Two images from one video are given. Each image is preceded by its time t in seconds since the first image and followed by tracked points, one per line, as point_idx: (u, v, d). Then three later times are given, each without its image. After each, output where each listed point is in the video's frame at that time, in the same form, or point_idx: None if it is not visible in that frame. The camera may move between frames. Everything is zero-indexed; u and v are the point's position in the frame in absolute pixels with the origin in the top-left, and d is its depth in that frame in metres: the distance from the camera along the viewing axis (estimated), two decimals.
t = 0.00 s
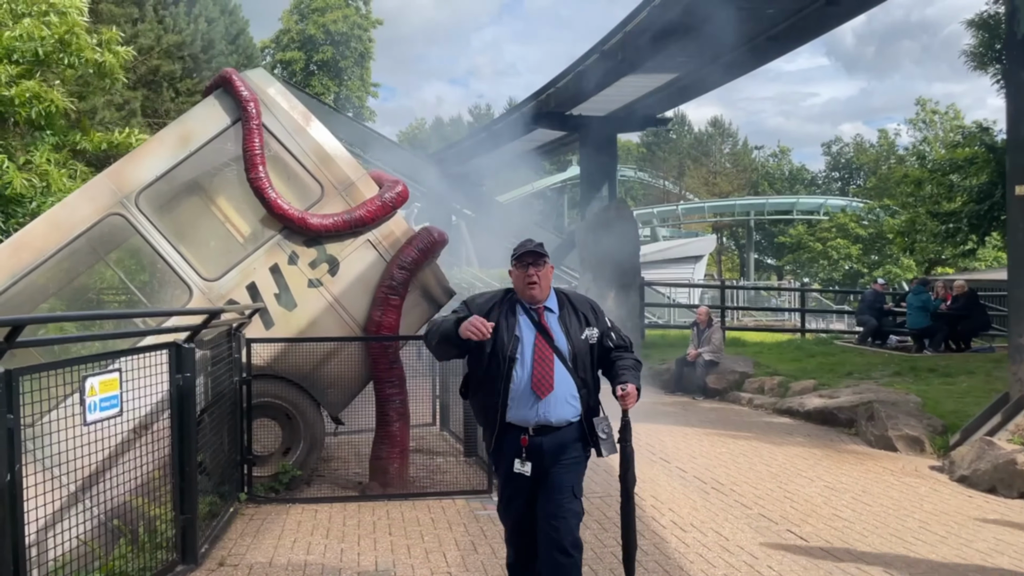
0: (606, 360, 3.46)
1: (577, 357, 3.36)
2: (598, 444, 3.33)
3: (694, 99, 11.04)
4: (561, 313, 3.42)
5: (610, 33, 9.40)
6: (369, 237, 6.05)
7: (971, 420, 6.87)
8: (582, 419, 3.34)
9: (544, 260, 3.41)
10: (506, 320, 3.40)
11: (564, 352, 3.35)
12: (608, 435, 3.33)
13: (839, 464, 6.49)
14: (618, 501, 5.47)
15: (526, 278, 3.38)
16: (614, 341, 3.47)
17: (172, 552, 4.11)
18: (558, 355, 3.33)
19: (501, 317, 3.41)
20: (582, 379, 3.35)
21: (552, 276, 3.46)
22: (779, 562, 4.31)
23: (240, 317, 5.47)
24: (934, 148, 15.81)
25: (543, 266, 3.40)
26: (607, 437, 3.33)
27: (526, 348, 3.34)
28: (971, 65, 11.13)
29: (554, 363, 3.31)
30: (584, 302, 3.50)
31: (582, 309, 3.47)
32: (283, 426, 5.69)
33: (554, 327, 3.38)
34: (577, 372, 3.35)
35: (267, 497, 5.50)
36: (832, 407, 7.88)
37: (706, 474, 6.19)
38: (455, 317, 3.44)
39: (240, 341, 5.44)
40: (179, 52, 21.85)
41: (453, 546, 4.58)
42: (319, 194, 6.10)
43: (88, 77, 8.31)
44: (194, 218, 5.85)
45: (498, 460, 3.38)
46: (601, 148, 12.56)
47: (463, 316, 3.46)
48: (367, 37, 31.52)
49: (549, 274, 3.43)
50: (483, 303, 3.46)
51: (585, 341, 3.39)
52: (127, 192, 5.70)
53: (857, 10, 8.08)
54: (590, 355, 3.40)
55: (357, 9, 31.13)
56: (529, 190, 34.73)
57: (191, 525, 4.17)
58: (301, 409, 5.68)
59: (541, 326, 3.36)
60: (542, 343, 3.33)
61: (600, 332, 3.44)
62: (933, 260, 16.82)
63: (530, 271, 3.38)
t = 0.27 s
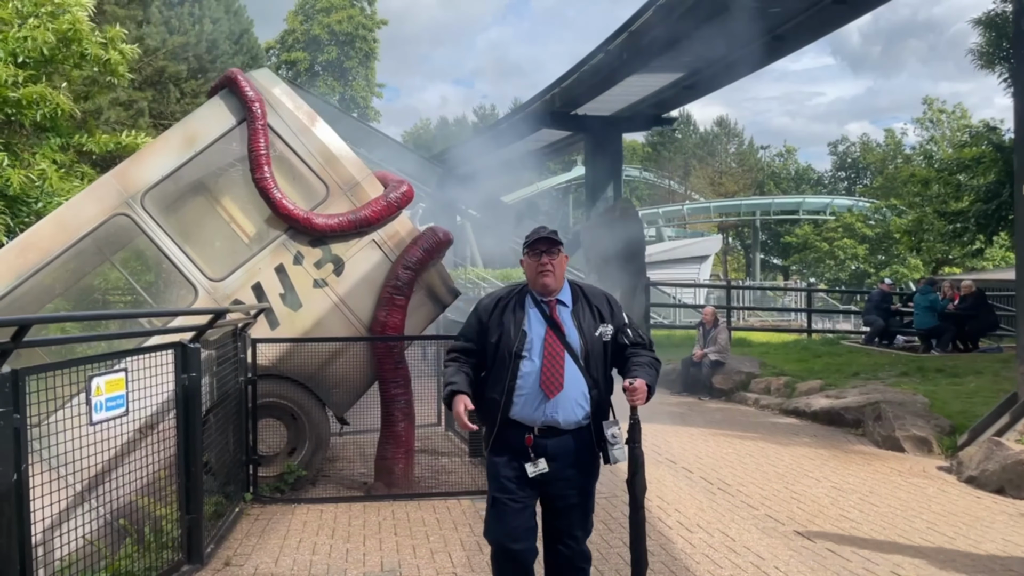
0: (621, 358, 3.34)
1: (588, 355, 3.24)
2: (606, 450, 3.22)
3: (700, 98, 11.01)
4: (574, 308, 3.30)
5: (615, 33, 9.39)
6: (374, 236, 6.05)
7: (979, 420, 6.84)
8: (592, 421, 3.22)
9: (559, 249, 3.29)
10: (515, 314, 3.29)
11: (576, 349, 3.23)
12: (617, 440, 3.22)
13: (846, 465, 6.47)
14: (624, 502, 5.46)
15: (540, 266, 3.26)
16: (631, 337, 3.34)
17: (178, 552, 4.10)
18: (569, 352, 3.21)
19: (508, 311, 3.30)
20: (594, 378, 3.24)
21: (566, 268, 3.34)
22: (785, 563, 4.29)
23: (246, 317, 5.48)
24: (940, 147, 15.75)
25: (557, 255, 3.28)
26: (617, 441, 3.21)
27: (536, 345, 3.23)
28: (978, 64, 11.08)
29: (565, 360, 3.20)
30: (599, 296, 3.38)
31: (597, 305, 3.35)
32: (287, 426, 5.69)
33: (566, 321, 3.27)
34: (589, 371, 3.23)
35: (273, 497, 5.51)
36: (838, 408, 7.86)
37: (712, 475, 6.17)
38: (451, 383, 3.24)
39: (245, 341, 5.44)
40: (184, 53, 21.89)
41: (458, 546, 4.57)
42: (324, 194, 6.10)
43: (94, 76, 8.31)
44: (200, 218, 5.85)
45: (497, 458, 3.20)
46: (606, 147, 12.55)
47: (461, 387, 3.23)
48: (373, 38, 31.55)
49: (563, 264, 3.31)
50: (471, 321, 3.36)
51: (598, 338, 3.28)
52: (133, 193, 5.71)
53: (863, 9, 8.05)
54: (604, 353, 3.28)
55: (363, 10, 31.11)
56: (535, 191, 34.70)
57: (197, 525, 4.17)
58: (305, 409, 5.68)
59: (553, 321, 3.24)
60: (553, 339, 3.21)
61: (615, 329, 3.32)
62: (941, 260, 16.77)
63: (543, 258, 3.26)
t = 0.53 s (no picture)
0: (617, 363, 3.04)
1: (580, 368, 2.93)
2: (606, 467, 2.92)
3: (707, 98, 11.00)
4: (558, 319, 2.98)
5: (622, 34, 9.40)
6: (382, 237, 6.05)
7: (989, 421, 6.81)
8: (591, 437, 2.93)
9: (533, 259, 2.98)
10: (494, 333, 2.98)
11: (564, 364, 2.92)
12: (618, 456, 2.91)
13: (854, 465, 6.46)
14: (632, 502, 5.45)
15: (512, 279, 2.95)
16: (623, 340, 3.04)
17: (187, 552, 4.11)
18: (558, 369, 2.90)
19: (486, 332, 3.00)
20: (589, 392, 2.93)
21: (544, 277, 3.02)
22: (794, 564, 4.28)
23: (254, 318, 5.49)
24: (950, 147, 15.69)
25: (531, 264, 2.97)
26: (619, 460, 2.90)
27: (521, 365, 2.92)
28: (987, 64, 11.04)
29: (554, 377, 2.89)
30: (585, 301, 3.07)
31: (583, 311, 3.04)
32: (296, 426, 5.70)
33: (550, 335, 2.95)
34: (582, 386, 2.93)
35: (281, 497, 5.52)
36: (847, 408, 7.83)
37: (719, 475, 6.16)
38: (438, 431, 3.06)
39: (254, 341, 5.45)
40: (192, 55, 21.99)
41: (466, 547, 4.58)
42: (333, 195, 6.11)
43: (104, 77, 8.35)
44: (209, 219, 5.87)
45: (491, 478, 2.92)
46: (613, 147, 12.55)
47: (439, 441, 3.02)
48: (381, 39, 31.60)
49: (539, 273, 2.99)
50: (451, 346, 3.09)
51: (588, 349, 2.97)
52: (142, 194, 5.73)
53: (872, 9, 8.01)
54: (596, 362, 2.98)
55: (371, 11, 31.12)
56: (542, 191, 34.74)
57: (205, 525, 4.18)
58: (313, 409, 5.69)
59: (536, 337, 2.93)
60: (538, 358, 2.90)
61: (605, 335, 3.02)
62: (950, 260, 16.72)
63: (514, 270, 2.95)
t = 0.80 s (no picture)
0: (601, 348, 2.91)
1: (561, 355, 2.81)
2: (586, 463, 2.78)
3: (713, 99, 10.99)
4: (535, 305, 2.87)
5: (628, 35, 9.42)
6: (389, 239, 6.07)
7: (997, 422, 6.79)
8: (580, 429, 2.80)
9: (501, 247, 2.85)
10: (468, 327, 2.89)
11: (544, 351, 2.81)
12: (598, 448, 2.77)
13: (862, 467, 6.44)
14: (639, 503, 5.45)
15: (478, 268, 2.84)
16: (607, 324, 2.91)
17: (196, 552, 4.13)
18: (537, 357, 2.79)
19: (460, 327, 2.91)
20: (572, 379, 2.81)
21: (514, 266, 2.89)
22: (802, 566, 4.28)
23: (262, 319, 5.50)
24: (957, 148, 15.63)
25: (498, 253, 2.84)
26: (600, 453, 2.77)
27: (498, 357, 2.82)
28: (995, 64, 11.01)
29: (534, 366, 2.78)
30: (563, 285, 2.95)
31: (561, 295, 2.92)
32: (303, 427, 5.71)
33: (527, 323, 2.84)
34: (565, 373, 2.81)
35: (289, 497, 5.53)
36: (855, 410, 7.82)
37: (726, 477, 6.15)
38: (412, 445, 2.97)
39: (262, 341, 5.47)
40: (200, 57, 22.06)
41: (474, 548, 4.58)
42: (340, 196, 6.13)
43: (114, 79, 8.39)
44: (217, 220, 5.89)
45: (480, 488, 2.81)
46: (619, 148, 12.54)
47: (416, 452, 2.95)
48: (386, 40, 31.56)
49: (507, 261, 2.86)
50: (427, 347, 3.01)
51: (568, 334, 2.85)
52: (151, 195, 5.76)
53: (879, 9, 7.99)
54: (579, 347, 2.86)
55: (376, 13, 31.00)
56: (548, 193, 34.75)
57: (214, 525, 4.20)
58: (321, 409, 5.70)
59: (512, 325, 2.82)
60: (516, 348, 2.79)
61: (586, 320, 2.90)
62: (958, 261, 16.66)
63: (480, 259, 2.84)
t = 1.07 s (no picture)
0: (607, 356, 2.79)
1: (564, 366, 2.66)
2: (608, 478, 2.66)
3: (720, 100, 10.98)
4: (536, 312, 2.71)
5: (635, 35, 9.44)
6: (396, 240, 6.10)
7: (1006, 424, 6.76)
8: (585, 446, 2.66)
9: (497, 250, 2.68)
10: (464, 334, 2.69)
11: (546, 363, 2.65)
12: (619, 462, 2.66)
13: (870, 469, 6.43)
14: (646, 505, 5.45)
15: (472, 272, 2.66)
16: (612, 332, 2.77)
17: (204, 552, 4.14)
18: (539, 370, 2.63)
19: (456, 334, 2.71)
20: (577, 392, 2.67)
21: (512, 270, 2.71)
22: (809, 568, 4.27)
23: (270, 320, 5.52)
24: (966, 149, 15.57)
25: (493, 256, 2.67)
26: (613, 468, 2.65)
27: (498, 370, 2.63)
28: (1004, 64, 10.98)
29: (536, 379, 2.61)
30: (565, 290, 2.80)
31: (564, 301, 2.77)
32: (311, 428, 5.72)
33: (528, 332, 2.67)
34: (568, 386, 2.66)
35: (296, 498, 5.55)
36: (862, 411, 7.80)
37: (733, 478, 6.15)
38: (400, 452, 2.63)
39: (270, 343, 5.49)
40: (207, 58, 22.14)
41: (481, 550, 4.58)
42: (347, 198, 6.15)
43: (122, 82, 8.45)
44: (225, 222, 5.92)
45: (477, 513, 2.68)
46: (626, 149, 12.54)
47: (406, 460, 2.61)
48: (393, 41, 31.61)
49: (504, 265, 2.68)
50: (417, 353, 2.76)
51: (572, 344, 2.70)
52: (159, 197, 5.78)
53: (887, 10, 7.97)
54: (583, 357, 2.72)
55: (383, 14, 31.05)
56: (555, 194, 34.75)
57: (223, 525, 4.22)
58: (328, 410, 5.70)
59: (511, 335, 2.65)
60: (516, 359, 2.62)
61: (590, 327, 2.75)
62: (966, 262, 16.61)
63: (475, 262, 2.66)
